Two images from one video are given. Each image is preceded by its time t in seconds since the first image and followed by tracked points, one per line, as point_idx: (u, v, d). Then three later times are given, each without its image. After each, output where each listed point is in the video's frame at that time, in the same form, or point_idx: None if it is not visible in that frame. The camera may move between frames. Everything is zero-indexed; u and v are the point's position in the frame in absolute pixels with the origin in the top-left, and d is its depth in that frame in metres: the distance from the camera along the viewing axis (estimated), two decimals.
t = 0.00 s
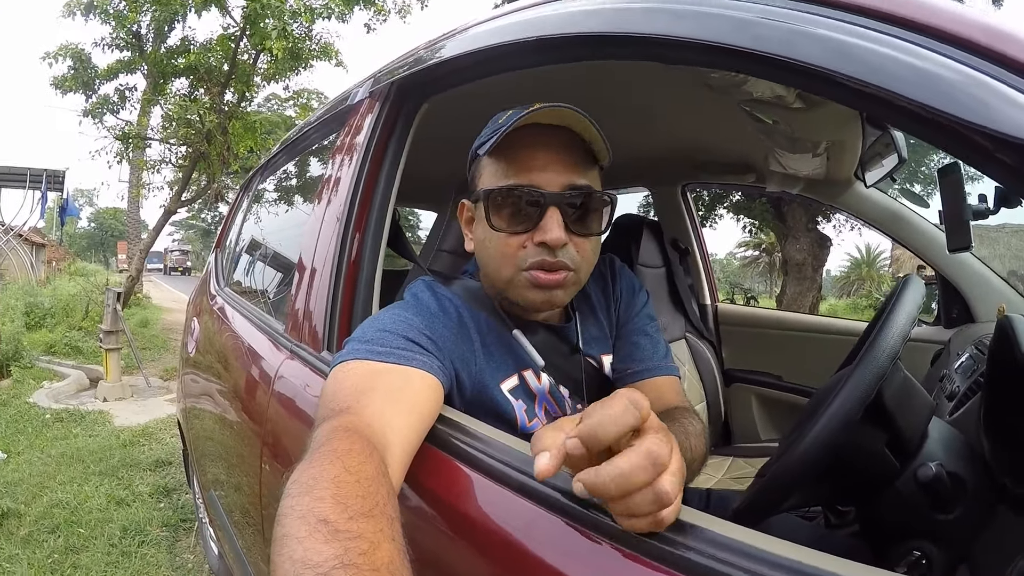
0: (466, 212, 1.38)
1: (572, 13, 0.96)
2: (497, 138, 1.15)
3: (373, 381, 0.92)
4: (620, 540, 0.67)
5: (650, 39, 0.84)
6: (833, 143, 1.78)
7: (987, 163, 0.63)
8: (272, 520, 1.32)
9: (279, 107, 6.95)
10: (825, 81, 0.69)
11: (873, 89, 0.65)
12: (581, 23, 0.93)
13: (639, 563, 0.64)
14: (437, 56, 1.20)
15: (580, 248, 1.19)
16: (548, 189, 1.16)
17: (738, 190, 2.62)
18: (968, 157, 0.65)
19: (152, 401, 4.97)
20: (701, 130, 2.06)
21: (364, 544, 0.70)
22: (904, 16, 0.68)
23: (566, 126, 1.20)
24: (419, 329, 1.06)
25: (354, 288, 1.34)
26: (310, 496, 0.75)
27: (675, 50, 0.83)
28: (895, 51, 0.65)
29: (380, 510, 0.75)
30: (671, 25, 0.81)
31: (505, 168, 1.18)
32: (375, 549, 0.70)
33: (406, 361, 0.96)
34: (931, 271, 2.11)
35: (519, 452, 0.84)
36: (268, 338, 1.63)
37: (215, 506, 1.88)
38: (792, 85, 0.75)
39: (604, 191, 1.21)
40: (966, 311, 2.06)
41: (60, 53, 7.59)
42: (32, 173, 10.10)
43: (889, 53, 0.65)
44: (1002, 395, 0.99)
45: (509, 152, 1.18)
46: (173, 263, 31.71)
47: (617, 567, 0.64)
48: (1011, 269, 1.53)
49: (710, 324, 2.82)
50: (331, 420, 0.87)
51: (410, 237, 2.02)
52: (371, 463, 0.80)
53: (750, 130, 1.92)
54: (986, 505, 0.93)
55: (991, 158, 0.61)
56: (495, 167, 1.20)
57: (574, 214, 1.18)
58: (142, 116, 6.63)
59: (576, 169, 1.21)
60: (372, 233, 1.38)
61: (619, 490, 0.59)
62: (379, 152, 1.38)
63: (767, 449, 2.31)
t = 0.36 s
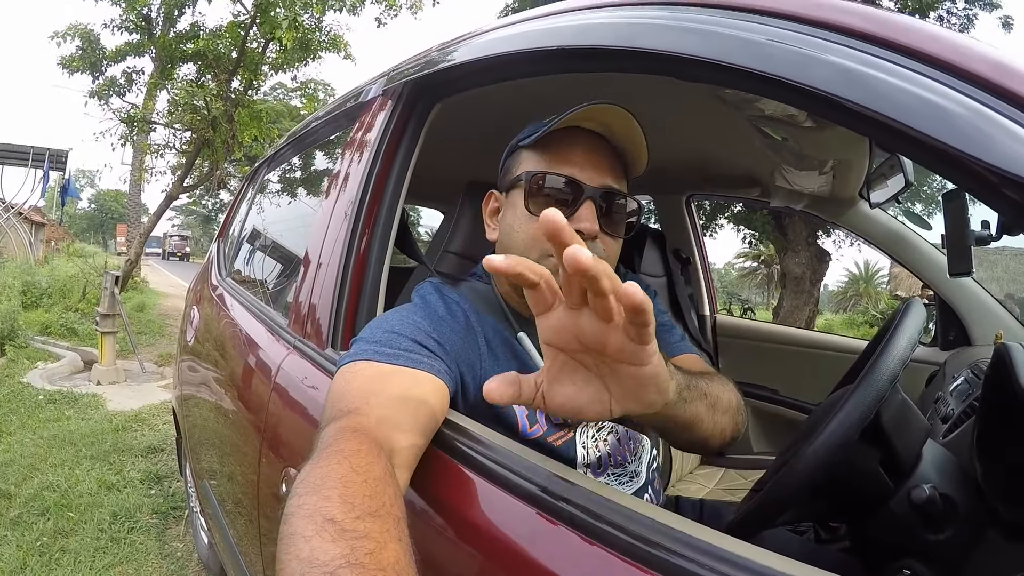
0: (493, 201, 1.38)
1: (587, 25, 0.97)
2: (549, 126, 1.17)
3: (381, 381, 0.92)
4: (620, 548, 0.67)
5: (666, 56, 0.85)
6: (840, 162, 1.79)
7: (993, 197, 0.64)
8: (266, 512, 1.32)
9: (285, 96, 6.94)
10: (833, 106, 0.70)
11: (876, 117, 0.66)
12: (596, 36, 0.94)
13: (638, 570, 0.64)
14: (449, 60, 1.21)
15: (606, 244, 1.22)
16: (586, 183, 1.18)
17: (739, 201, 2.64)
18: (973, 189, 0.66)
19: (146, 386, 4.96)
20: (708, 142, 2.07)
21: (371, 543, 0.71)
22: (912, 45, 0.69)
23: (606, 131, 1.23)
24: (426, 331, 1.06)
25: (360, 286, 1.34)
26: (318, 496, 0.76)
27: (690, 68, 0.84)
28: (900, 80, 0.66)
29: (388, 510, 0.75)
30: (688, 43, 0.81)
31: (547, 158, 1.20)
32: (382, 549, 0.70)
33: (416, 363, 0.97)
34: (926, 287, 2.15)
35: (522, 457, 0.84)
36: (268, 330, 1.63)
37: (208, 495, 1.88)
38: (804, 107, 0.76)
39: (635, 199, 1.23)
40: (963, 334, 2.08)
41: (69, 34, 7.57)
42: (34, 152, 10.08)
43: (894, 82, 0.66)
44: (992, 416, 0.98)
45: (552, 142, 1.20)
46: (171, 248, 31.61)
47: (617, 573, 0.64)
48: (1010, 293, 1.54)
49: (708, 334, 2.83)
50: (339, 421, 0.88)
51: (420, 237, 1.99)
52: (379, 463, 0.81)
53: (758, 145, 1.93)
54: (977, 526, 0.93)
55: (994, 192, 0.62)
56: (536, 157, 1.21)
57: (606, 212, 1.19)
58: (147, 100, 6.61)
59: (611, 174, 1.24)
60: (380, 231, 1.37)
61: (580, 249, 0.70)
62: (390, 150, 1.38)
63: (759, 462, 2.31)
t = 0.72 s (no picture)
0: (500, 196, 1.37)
1: (588, 22, 0.97)
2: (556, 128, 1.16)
3: (381, 381, 0.92)
4: (619, 550, 0.67)
5: (666, 54, 0.84)
6: (844, 160, 1.78)
7: (994, 198, 0.63)
8: (267, 507, 1.33)
9: (287, 91, 6.95)
10: (834, 107, 0.69)
11: (878, 117, 0.66)
12: (598, 33, 0.94)
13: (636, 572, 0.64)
14: (451, 56, 1.21)
15: (611, 248, 1.21)
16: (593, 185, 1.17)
17: (742, 197, 2.64)
18: (975, 190, 0.66)
19: (148, 380, 4.97)
20: (711, 139, 2.06)
21: (372, 543, 0.71)
22: (915, 44, 0.68)
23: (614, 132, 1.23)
24: (426, 329, 1.06)
25: (361, 282, 1.34)
26: (319, 495, 0.77)
27: (692, 66, 0.83)
28: (902, 80, 0.66)
29: (388, 509, 0.76)
30: (689, 41, 0.81)
31: (554, 159, 1.19)
32: (382, 548, 0.71)
33: (415, 362, 0.96)
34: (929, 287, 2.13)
35: (520, 456, 0.85)
36: (268, 325, 1.63)
37: (210, 490, 1.89)
38: (806, 107, 0.76)
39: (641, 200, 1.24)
40: (965, 333, 2.08)
41: (72, 28, 7.57)
42: (37, 146, 10.10)
43: (896, 82, 0.66)
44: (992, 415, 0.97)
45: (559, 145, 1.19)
46: (174, 242, 31.70)
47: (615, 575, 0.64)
48: (1012, 292, 1.54)
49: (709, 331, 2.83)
50: (339, 420, 0.88)
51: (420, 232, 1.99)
52: (379, 463, 0.81)
53: (760, 142, 1.92)
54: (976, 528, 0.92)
55: (996, 193, 0.62)
56: (544, 157, 1.20)
57: (613, 214, 1.19)
58: (150, 94, 6.60)
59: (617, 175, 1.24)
60: (382, 227, 1.37)
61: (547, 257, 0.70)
62: (391, 146, 1.37)
63: (760, 459, 2.32)
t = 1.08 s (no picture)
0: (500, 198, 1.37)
1: (587, 23, 0.97)
2: (552, 134, 1.17)
3: (380, 382, 0.91)
4: (617, 550, 0.67)
5: (664, 55, 0.84)
6: (842, 161, 1.78)
7: (990, 199, 0.64)
8: (265, 506, 1.33)
9: (285, 90, 6.94)
10: (832, 108, 0.70)
11: (874, 119, 0.66)
12: (597, 34, 0.94)
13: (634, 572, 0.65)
14: (451, 56, 1.21)
15: (606, 257, 1.21)
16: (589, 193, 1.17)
17: (740, 198, 2.63)
18: (972, 191, 0.66)
19: (146, 379, 4.97)
20: (709, 140, 2.06)
21: (372, 543, 0.71)
22: (911, 46, 0.68)
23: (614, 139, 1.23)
24: (425, 330, 1.05)
25: (360, 281, 1.34)
26: (319, 495, 0.77)
27: (690, 67, 0.84)
28: (898, 82, 0.66)
29: (389, 509, 0.76)
30: (687, 42, 0.81)
31: (552, 164, 1.19)
32: (383, 548, 0.71)
33: (415, 362, 0.96)
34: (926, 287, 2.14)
35: (518, 456, 0.85)
36: (266, 324, 1.63)
37: (208, 489, 1.89)
38: (803, 108, 0.76)
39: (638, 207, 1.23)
40: (962, 334, 2.09)
41: (70, 26, 7.55)
42: (35, 145, 10.08)
43: (892, 84, 0.66)
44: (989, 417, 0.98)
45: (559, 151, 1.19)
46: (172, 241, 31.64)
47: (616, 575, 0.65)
48: (1009, 293, 1.54)
49: (707, 331, 2.84)
50: (339, 420, 0.88)
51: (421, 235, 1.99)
52: (379, 463, 0.81)
53: (759, 143, 1.92)
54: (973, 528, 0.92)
55: (993, 194, 0.62)
56: (541, 163, 1.20)
57: (608, 222, 1.19)
58: (148, 93, 6.59)
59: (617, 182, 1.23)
60: (380, 227, 1.37)
61: (543, 345, 0.64)
62: (390, 145, 1.37)
63: (757, 459, 2.32)
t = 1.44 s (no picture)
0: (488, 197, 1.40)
1: (593, 25, 0.97)
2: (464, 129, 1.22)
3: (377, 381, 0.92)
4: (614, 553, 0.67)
5: (671, 59, 0.84)
6: (844, 171, 1.79)
7: (992, 212, 0.63)
8: (257, 499, 1.32)
9: (286, 83, 6.93)
10: (836, 116, 0.70)
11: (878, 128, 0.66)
12: (602, 36, 0.94)
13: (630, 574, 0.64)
14: (454, 55, 1.22)
15: (523, 251, 1.17)
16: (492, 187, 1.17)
17: (738, 205, 2.63)
18: (974, 203, 0.66)
19: (139, 369, 4.95)
20: (711, 146, 2.06)
21: (374, 540, 0.71)
22: (918, 56, 0.69)
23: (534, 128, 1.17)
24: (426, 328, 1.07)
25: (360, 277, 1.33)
26: (320, 492, 0.76)
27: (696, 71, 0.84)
28: (903, 92, 0.66)
29: (391, 506, 0.75)
30: (695, 46, 0.81)
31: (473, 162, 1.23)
32: (385, 545, 0.70)
33: (410, 359, 0.98)
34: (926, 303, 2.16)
35: (517, 459, 0.84)
36: (262, 317, 1.63)
37: (199, 481, 1.88)
38: (808, 116, 0.76)
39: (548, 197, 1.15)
40: (958, 348, 2.10)
41: (73, 13, 7.53)
42: (35, 131, 10.05)
43: (898, 93, 0.66)
44: (986, 431, 0.98)
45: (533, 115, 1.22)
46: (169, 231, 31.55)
47: None
48: (1005, 308, 1.55)
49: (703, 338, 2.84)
50: (339, 417, 0.88)
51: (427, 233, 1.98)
52: (381, 460, 0.80)
53: (760, 151, 1.93)
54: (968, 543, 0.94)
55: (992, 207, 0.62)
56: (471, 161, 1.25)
57: (516, 214, 1.16)
58: (149, 82, 6.57)
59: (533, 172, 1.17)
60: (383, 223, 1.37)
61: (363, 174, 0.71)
62: (393, 142, 1.36)
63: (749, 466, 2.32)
